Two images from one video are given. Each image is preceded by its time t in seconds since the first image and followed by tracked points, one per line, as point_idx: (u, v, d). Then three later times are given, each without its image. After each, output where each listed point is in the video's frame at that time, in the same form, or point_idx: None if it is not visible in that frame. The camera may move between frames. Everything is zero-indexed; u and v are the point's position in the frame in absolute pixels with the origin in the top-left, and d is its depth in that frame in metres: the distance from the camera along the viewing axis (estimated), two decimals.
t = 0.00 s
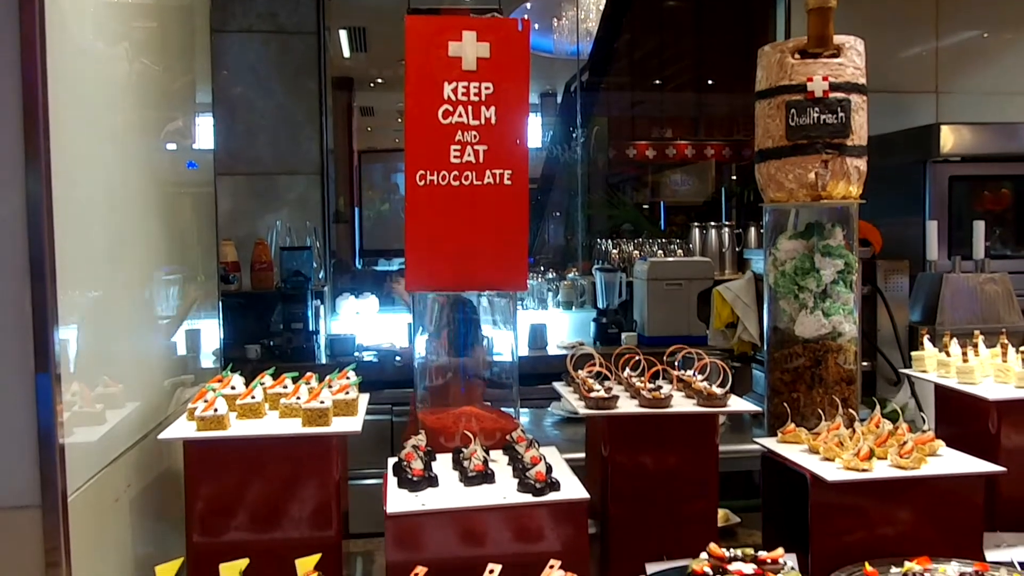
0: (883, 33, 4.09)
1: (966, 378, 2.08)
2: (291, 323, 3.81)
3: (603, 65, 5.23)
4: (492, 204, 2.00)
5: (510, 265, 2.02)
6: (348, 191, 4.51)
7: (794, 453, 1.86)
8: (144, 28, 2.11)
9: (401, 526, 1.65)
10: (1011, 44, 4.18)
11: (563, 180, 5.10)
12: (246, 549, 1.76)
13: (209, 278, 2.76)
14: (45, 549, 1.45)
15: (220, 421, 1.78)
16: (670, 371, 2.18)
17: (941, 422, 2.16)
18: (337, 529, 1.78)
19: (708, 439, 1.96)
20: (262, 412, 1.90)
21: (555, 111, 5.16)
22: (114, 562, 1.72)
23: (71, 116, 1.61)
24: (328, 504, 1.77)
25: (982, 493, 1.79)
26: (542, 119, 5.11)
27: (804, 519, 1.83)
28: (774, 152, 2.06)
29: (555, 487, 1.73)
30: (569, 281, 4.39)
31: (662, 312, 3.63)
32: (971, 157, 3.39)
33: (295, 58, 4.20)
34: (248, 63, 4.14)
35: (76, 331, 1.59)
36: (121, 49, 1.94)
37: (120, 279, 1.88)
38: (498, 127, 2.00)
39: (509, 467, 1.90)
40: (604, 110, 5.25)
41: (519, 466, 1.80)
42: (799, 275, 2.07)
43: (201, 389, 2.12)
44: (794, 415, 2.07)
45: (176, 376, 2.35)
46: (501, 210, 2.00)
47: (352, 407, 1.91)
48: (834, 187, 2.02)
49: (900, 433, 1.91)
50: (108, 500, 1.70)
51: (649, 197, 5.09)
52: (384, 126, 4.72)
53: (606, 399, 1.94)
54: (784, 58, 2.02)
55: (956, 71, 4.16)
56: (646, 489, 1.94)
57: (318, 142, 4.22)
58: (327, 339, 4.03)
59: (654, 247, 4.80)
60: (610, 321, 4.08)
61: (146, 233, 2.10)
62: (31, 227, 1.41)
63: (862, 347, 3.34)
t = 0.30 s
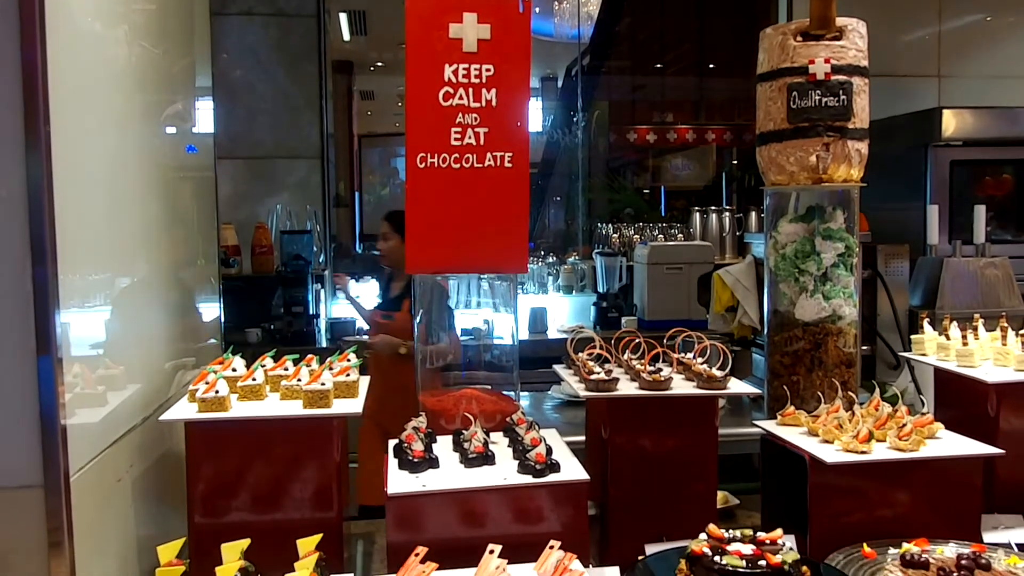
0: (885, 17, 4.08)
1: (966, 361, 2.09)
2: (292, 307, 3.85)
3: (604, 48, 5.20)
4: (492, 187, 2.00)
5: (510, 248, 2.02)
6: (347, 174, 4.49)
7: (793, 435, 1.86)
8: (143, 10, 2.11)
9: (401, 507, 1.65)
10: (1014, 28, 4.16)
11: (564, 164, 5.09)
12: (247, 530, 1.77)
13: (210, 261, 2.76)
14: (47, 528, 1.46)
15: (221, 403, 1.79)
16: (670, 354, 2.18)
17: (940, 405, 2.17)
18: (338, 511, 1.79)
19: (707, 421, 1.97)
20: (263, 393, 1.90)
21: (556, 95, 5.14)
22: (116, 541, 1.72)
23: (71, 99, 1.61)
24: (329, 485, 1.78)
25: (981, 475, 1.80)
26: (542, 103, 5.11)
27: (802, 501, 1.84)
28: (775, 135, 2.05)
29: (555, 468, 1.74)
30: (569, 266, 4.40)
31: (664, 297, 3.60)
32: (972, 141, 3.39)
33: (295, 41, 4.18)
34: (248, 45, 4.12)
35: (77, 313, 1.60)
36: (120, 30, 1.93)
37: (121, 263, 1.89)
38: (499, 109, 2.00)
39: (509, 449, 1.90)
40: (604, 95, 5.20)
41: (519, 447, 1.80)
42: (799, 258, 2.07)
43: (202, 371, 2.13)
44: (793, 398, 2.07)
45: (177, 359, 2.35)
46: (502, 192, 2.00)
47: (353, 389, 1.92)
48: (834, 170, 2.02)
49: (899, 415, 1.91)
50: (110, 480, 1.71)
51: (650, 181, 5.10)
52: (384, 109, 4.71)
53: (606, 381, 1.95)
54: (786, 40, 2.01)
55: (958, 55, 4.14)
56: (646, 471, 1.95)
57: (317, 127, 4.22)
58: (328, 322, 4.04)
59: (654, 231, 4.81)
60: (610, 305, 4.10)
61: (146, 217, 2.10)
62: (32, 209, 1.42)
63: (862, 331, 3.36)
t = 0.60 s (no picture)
0: (886, 5, 4.06)
1: (964, 348, 2.10)
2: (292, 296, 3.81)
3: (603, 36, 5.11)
4: (492, 175, 2.00)
5: (510, 237, 2.02)
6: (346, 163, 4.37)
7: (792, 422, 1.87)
8: None
9: (402, 494, 1.66)
10: (1015, 15, 4.15)
11: (563, 153, 4.99)
12: (247, 517, 1.78)
13: (209, 251, 2.76)
14: (49, 516, 1.46)
15: (221, 391, 1.80)
16: (669, 341, 2.19)
17: (939, 392, 2.17)
18: (338, 498, 1.79)
19: (706, 409, 1.97)
20: (263, 381, 1.91)
21: (555, 84, 5.02)
22: (117, 528, 1.73)
23: (69, 89, 1.61)
24: (329, 473, 1.78)
25: (979, 462, 1.81)
26: (542, 92, 4.96)
27: (801, 488, 1.84)
28: (774, 123, 2.05)
29: (555, 455, 1.75)
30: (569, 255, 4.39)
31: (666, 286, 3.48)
32: (973, 129, 3.38)
33: (294, 30, 4.17)
34: (245, 34, 4.09)
35: (77, 302, 1.60)
36: (118, 20, 1.93)
37: (120, 253, 1.89)
38: (499, 97, 1.99)
39: (509, 436, 1.91)
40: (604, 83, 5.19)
41: (518, 435, 1.81)
42: (798, 246, 2.08)
43: (202, 359, 2.13)
44: (793, 385, 2.08)
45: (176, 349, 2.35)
46: (502, 180, 2.00)
47: (352, 377, 1.92)
48: (834, 158, 2.02)
49: (898, 403, 1.92)
50: (111, 469, 1.72)
51: (649, 170, 5.09)
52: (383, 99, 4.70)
53: (606, 368, 1.96)
54: (785, 28, 2.01)
55: (958, 43, 4.13)
56: (645, 459, 1.95)
57: (316, 116, 4.20)
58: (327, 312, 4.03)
59: (654, 220, 4.82)
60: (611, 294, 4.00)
61: (146, 207, 2.10)
62: (32, 201, 1.42)
63: (860, 319, 3.37)
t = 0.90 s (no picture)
0: None
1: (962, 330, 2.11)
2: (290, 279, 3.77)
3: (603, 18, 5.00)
4: (490, 156, 1.99)
5: (509, 218, 2.01)
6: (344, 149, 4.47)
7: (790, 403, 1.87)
8: None
9: (401, 475, 1.67)
10: None
11: (563, 136, 4.98)
12: (247, 498, 1.78)
13: (208, 235, 2.76)
14: (48, 497, 1.46)
15: (220, 372, 1.80)
16: (667, 323, 2.19)
17: (936, 373, 2.18)
18: (337, 479, 1.80)
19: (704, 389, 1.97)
20: (262, 363, 1.91)
21: (554, 68, 5.00)
22: (117, 509, 1.74)
23: (65, 69, 1.59)
24: (328, 454, 1.79)
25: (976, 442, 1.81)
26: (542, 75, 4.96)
27: (798, 469, 1.85)
28: (774, 104, 2.04)
29: (554, 436, 1.75)
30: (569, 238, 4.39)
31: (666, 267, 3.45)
32: (973, 112, 3.37)
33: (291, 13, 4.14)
34: (243, 16, 4.04)
35: (75, 284, 1.60)
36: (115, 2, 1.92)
37: (119, 236, 1.89)
38: (497, 78, 1.99)
39: (508, 418, 1.91)
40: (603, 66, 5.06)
41: (517, 416, 1.81)
42: (797, 228, 2.08)
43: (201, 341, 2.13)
44: (791, 366, 2.08)
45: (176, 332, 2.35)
46: (500, 161, 1.99)
47: (351, 358, 1.92)
48: (833, 139, 2.01)
49: (896, 383, 1.92)
50: (110, 450, 1.72)
51: (649, 153, 5.07)
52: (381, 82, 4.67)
53: (604, 349, 1.97)
54: (785, 8, 2.00)
55: (959, 25, 4.11)
56: (643, 440, 1.96)
57: (314, 99, 4.18)
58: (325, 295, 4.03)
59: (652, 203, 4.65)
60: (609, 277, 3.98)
61: (144, 190, 2.09)
62: (29, 185, 1.41)
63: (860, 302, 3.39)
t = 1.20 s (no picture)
0: None
1: (961, 312, 2.11)
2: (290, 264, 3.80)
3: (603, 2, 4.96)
4: (489, 138, 1.99)
5: (509, 200, 2.01)
6: (343, 133, 4.43)
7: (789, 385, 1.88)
8: None
9: (400, 456, 1.67)
10: None
11: (563, 120, 4.98)
12: (247, 479, 1.79)
13: (207, 219, 2.76)
14: (49, 477, 1.46)
15: (219, 354, 1.80)
16: (667, 305, 2.19)
17: (935, 356, 2.18)
18: (337, 461, 1.80)
19: (703, 371, 1.98)
20: (261, 345, 1.91)
21: (554, 52, 4.99)
22: (117, 490, 1.74)
23: (61, 50, 1.58)
24: (328, 435, 1.79)
25: (974, 423, 1.82)
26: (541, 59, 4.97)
27: (796, 450, 1.86)
28: (774, 86, 2.03)
29: (552, 418, 1.76)
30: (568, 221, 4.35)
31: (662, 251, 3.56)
32: (974, 95, 3.36)
33: None
34: None
35: (74, 266, 1.59)
36: None
37: (117, 220, 1.88)
38: (496, 59, 1.98)
39: (507, 400, 1.91)
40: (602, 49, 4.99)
41: (516, 398, 1.82)
42: (796, 210, 2.07)
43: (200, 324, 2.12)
44: (790, 348, 2.08)
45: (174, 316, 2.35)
46: (499, 143, 1.99)
47: (350, 340, 1.92)
48: (833, 121, 2.01)
49: (894, 365, 1.92)
50: (110, 431, 1.72)
51: (649, 137, 4.97)
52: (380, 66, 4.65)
53: (603, 331, 1.96)
54: None
55: (961, 8, 4.09)
56: (643, 422, 1.96)
57: (313, 82, 4.16)
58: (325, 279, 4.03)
59: (652, 186, 4.70)
60: (608, 261, 4.04)
61: (142, 174, 2.09)
62: (27, 170, 1.41)
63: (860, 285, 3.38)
